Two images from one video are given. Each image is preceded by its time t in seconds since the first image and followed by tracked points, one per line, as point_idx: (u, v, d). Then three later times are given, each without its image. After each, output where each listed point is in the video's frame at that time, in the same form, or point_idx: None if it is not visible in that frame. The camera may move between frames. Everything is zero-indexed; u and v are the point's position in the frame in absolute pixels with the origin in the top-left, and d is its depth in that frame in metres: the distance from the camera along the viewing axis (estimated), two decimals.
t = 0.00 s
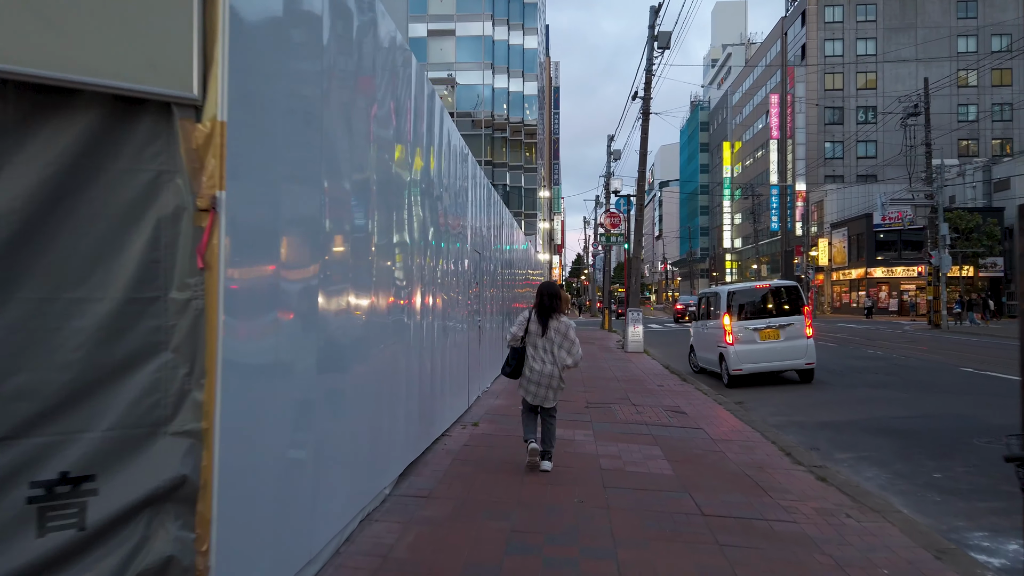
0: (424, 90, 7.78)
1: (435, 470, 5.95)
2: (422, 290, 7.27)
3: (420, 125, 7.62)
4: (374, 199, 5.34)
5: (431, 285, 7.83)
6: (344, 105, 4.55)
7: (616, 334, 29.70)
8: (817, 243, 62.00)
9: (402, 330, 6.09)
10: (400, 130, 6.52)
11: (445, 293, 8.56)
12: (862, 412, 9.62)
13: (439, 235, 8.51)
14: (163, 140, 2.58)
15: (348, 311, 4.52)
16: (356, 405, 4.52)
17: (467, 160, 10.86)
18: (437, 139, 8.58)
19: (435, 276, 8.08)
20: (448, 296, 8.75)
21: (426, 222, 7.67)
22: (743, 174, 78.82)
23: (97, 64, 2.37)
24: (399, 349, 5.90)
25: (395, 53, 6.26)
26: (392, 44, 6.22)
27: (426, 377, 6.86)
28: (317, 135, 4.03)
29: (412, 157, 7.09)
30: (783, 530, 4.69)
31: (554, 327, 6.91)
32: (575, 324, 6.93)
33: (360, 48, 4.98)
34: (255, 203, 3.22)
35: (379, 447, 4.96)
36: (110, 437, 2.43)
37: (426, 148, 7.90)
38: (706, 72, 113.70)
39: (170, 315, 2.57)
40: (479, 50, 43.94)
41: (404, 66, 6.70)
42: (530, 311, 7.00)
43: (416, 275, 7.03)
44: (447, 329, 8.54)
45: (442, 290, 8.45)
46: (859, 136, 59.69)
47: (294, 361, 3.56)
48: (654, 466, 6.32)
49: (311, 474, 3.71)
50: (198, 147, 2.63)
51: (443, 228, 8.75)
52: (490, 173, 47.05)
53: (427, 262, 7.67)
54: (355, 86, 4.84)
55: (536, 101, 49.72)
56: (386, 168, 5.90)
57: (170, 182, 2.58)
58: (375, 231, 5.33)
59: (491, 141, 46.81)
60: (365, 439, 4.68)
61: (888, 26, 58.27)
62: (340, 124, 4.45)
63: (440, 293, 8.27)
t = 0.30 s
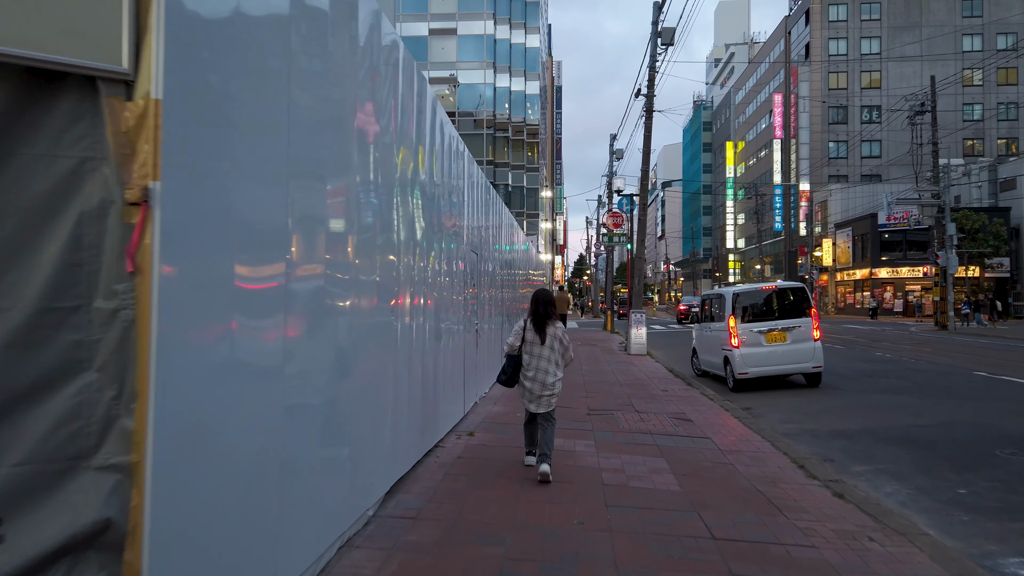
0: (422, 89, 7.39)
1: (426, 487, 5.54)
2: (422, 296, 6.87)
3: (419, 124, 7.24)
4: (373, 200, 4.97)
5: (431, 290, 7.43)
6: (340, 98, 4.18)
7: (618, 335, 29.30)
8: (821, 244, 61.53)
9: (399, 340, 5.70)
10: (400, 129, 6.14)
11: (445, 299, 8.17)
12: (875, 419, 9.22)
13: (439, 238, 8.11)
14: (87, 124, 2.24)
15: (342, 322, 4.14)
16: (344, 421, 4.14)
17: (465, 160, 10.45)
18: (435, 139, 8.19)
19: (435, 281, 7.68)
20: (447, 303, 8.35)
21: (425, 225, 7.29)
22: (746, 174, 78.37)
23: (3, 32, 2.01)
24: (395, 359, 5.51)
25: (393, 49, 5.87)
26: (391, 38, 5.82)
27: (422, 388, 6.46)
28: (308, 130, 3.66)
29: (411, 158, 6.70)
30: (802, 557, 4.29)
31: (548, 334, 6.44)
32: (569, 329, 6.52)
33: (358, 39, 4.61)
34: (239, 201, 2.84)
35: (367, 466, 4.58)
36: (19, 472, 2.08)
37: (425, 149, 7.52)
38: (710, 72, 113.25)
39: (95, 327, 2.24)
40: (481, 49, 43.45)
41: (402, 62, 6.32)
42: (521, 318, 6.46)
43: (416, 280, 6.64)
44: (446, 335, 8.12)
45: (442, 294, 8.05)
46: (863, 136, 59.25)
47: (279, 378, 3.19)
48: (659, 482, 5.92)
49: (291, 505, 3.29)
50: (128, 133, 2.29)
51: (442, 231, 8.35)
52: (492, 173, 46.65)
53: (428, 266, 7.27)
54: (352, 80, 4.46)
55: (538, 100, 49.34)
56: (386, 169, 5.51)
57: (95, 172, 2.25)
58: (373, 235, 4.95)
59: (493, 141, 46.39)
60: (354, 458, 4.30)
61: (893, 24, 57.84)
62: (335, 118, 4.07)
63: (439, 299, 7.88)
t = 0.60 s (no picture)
0: (417, 82, 7.12)
1: (411, 495, 5.16)
2: (414, 296, 6.48)
3: (414, 119, 6.98)
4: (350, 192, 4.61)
5: (425, 290, 7.02)
6: (305, 81, 3.82)
7: (620, 335, 28.89)
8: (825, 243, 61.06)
9: (386, 343, 5.33)
10: (388, 120, 5.76)
11: (439, 299, 7.78)
12: (888, 422, 8.83)
13: (433, 236, 7.71)
14: None
15: (311, 321, 3.82)
16: (312, 430, 3.80)
17: (460, 154, 10.02)
18: (428, 134, 7.78)
19: (430, 281, 7.28)
20: (442, 303, 7.94)
21: (418, 223, 6.90)
22: (749, 173, 77.95)
23: None
24: (379, 363, 5.15)
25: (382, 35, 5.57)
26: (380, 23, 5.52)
27: (414, 393, 6.10)
28: (262, 112, 3.32)
29: (402, 152, 6.30)
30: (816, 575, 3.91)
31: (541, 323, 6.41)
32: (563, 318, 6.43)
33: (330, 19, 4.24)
34: (160, 185, 2.53)
35: (343, 478, 4.24)
36: None
37: (420, 146, 7.26)
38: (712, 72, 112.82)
39: None
40: (482, 47, 42.89)
41: (391, 49, 5.93)
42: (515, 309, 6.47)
43: (408, 279, 6.25)
44: (440, 337, 7.72)
45: (436, 295, 7.66)
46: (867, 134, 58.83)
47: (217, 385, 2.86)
48: (662, 489, 5.55)
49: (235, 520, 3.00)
50: (18, 85, 2.03)
51: (437, 228, 7.94)
52: (493, 172, 46.26)
53: (421, 265, 6.88)
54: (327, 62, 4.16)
55: (540, 99, 48.96)
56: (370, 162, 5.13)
57: None
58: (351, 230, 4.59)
59: (494, 139, 45.97)
60: (324, 470, 3.96)
61: (897, 22, 57.46)
62: (297, 101, 3.72)
63: (434, 299, 7.48)
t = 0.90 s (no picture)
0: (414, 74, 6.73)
1: (397, 517, 4.74)
2: (406, 303, 6.07)
3: (410, 113, 6.58)
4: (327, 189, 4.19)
5: (419, 292, 6.62)
6: (269, 65, 3.41)
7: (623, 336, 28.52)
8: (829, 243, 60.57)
9: (373, 352, 4.93)
10: (377, 112, 5.34)
11: (434, 302, 7.36)
12: (906, 430, 8.42)
13: (428, 234, 7.30)
14: None
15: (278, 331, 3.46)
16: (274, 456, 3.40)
17: (456, 150, 9.62)
18: (424, 130, 7.36)
19: (424, 284, 6.88)
20: (438, 306, 7.53)
21: (412, 221, 6.50)
22: (752, 172, 77.51)
23: None
24: (365, 374, 4.75)
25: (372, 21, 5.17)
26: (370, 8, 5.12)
27: (404, 405, 5.67)
28: (208, 98, 2.92)
29: (395, 147, 5.90)
30: None
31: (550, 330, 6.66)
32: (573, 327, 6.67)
33: None
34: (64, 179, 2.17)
35: (315, 501, 3.85)
36: None
37: (417, 141, 6.86)
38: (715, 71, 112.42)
39: None
40: (483, 45, 42.30)
41: (382, 38, 5.50)
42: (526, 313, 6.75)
43: (399, 284, 5.84)
44: (436, 341, 7.31)
45: (432, 298, 7.25)
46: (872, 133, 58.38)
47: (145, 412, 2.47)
48: (671, 508, 5.15)
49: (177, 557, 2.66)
50: None
51: (432, 227, 7.51)
52: (496, 171, 45.94)
53: (415, 267, 6.47)
54: (302, 46, 3.77)
55: (542, 98, 48.61)
56: (354, 159, 4.73)
57: None
58: (327, 230, 4.19)
59: (497, 138, 45.63)
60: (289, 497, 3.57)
61: (902, 20, 57.04)
62: (261, 86, 3.31)
63: (429, 303, 7.07)
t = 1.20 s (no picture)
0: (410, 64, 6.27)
1: (385, 534, 4.36)
2: (403, 303, 5.67)
3: (406, 106, 6.13)
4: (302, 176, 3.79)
5: (418, 292, 6.21)
6: (219, 33, 3.01)
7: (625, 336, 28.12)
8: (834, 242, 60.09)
9: (358, 354, 4.54)
10: (368, 97, 4.92)
11: (433, 303, 6.95)
12: (927, 435, 8.03)
13: (428, 232, 6.87)
14: None
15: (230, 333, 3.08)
16: (222, 476, 3.02)
17: (456, 144, 9.17)
18: (423, 124, 6.91)
19: (422, 284, 6.46)
20: (437, 307, 7.12)
21: (411, 217, 6.08)
22: (756, 171, 77.04)
23: None
24: (348, 379, 4.36)
25: None
26: None
27: (395, 412, 5.28)
28: (136, 65, 2.55)
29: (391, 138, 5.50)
30: None
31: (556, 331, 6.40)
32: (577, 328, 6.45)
33: None
34: None
35: (278, 523, 3.47)
36: None
37: (415, 136, 6.40)
38: (719, 70, 112.02)
39: None
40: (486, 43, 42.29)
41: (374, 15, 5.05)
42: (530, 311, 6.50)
43: (394, 282, 5.44)
44: (435, 343, 6.89)
45: (431, 299, 6.83)
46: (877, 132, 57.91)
47: (6, 436, 2.09)
48: (684, 523, 4.74)
49: None
50: None
51: (432, 223, 7.08)
52: (497, 170, 45.48)
53: (413, 266, 6.05)
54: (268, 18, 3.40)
55: (545, 96, 48.12)
56: (338, 144, 4.31)
57: None
58: (303, 223, 3.79)
59: (499, 137, 45.16)
60: (244, 520, 3.18)
61: (907, 19, 56.57)
62: (202, 58, 2.91)
63: (428, 304, 6.65)
